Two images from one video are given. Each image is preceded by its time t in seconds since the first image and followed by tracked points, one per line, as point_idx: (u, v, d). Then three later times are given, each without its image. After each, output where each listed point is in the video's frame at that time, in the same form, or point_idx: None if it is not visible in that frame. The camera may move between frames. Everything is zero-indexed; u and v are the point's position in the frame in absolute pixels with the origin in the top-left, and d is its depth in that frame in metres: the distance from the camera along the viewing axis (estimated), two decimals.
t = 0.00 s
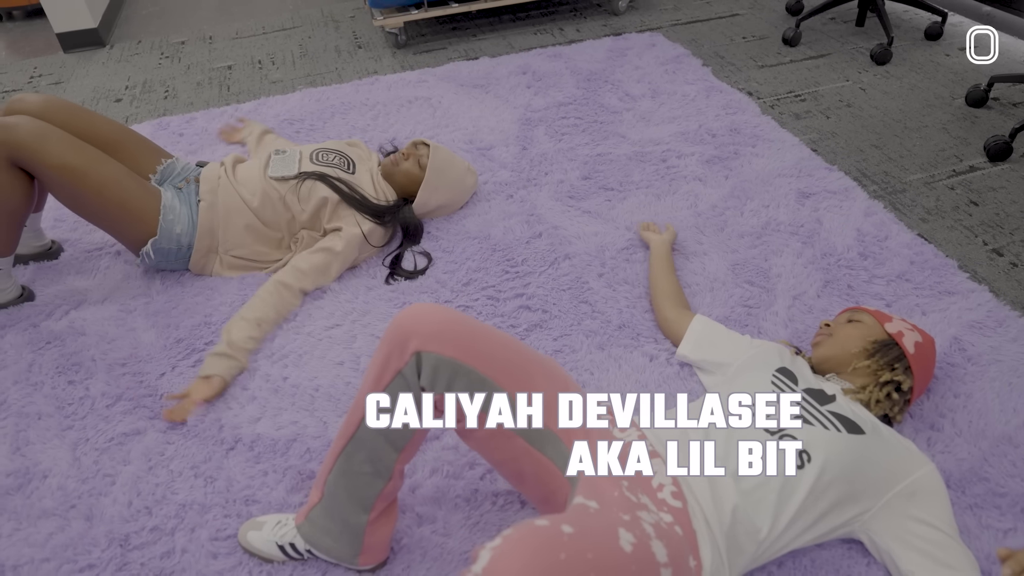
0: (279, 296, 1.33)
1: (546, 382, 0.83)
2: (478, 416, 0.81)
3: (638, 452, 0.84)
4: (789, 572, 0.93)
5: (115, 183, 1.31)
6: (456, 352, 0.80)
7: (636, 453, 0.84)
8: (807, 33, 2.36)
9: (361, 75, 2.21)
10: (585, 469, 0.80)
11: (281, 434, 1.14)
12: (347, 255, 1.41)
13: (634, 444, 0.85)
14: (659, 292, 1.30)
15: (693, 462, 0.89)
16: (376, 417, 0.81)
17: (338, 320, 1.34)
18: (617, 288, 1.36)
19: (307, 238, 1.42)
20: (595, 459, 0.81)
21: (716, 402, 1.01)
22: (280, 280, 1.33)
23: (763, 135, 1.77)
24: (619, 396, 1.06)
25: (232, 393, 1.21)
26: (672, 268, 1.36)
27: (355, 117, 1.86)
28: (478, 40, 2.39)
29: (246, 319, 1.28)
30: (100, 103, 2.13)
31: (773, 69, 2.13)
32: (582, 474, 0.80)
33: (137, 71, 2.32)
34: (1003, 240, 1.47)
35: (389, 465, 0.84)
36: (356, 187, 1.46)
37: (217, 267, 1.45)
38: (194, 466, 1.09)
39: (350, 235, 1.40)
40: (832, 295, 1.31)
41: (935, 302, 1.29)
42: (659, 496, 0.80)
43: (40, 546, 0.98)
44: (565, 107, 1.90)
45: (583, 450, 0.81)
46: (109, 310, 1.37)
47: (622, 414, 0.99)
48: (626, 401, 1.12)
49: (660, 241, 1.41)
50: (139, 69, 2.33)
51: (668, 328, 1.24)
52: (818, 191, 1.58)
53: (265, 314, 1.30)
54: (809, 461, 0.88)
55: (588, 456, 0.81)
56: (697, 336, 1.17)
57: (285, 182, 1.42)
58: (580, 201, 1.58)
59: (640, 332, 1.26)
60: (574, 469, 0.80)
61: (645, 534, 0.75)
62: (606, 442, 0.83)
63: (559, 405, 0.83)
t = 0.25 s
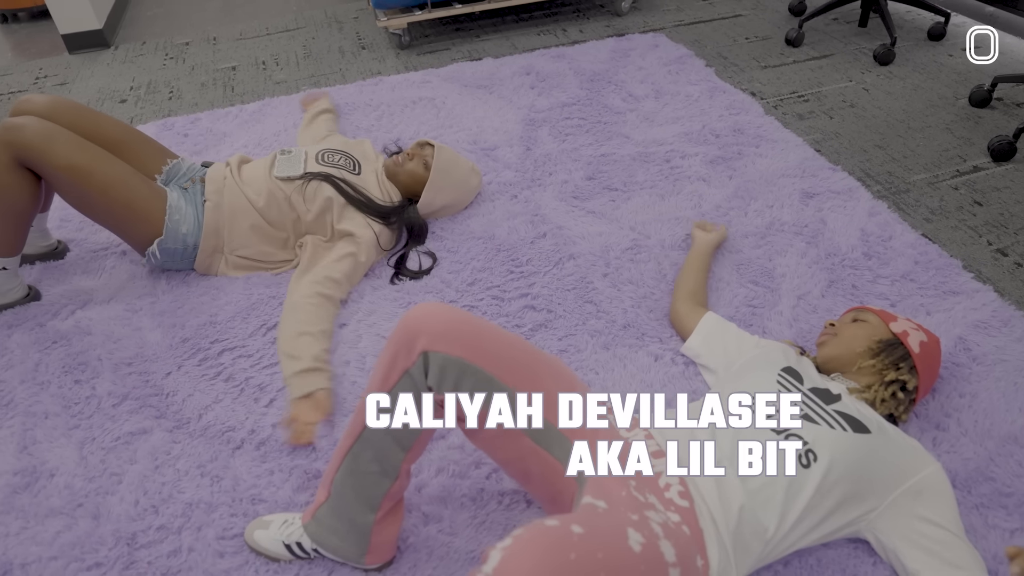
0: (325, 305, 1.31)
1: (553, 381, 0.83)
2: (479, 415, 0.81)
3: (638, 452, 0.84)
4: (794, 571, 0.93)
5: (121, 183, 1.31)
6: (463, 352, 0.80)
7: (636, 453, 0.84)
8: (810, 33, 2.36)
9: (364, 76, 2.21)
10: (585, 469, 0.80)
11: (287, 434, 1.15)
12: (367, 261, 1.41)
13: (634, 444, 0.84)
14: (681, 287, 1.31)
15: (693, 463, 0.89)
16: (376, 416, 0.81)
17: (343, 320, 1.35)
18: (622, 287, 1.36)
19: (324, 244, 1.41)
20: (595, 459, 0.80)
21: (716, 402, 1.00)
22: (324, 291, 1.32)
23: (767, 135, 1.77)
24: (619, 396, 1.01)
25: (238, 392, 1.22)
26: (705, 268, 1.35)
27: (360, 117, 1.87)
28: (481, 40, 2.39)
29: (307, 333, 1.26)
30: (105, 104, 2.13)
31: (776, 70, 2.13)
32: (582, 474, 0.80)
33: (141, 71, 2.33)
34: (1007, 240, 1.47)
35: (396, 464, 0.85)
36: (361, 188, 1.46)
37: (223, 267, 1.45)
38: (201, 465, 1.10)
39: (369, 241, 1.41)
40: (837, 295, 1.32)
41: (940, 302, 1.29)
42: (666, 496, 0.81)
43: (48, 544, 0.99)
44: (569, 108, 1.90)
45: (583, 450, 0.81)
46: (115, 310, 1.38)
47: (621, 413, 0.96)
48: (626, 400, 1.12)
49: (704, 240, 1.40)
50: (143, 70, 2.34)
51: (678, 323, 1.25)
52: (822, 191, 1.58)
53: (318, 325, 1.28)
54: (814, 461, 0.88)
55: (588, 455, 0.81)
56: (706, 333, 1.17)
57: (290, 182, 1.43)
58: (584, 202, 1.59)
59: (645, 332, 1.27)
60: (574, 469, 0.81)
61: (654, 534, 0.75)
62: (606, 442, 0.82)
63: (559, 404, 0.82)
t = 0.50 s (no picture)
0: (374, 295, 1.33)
1: (562, 377, 0.83)
2: (479, 414, 0.82)
3: (638, 452, 0.82)
4: (805, 570, 0.93)
5: (132, 181, 1.32)
6: (474, 347, 0.81)
7: (636, 453, 0.82)
8: (818, 33, 2.36)
9: (373, 75, 2.22)
10: (585, 469, 0.80)
11: (297, 431, 1.15)
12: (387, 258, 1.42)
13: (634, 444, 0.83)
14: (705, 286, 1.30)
15: (698, 460, 0.89)
16: (378, 416, 0.83)
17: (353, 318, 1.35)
18: (631, 286, 1.36)
19: (351, 245, 1.41)
20: (595, 459, 0.79)
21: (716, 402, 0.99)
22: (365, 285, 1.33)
23: (775, 134, 1.77)
24: (619, 398, 0.99)
25: (248, 390, 1.22)
26: (739, 275, 1.33)
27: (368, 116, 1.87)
28: (489, 40, 2.40)
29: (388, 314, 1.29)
30: (115, 103, 2.15)
31: (784, 69, 2.13)
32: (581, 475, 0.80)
33: (150, 71, 2.34)
34: (1018, 240, 1.46)
35: (407, 460, 0.85)
36: (370, 187, 1.46)
37: (232, 265, 1.46)
38: (212, 462, 1.10)
39: (391, 249, 1.43)
40: (846, 294, 1.32)
41: (950, 302, 1.29)
42: (677, 496, 0.81)
43: (60, 540, 0.99)
44: (577, 107, 1.90)
45: (583, 450, 0.80)
46: (126, 307, 1.38)
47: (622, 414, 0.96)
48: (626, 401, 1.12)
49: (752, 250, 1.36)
50: (152, 69, 2.35)
51: (687, 322, 1.25)
52: (831, 190, 1.58)
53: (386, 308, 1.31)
54: (823, 459, 0.88)
55: (587, 456, 0.80)
56: (717, 331, 1.17)
57: (300, 181, 1.43)
58: (592, 201, 1.59)
59: (654, 331, 1.27)
60: (574, 469, 0.80)
61: (669, 535, 0.75)
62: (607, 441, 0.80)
63: (558, 404, 0.81)
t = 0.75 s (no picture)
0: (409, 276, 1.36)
1: (572, 376, 0.84)
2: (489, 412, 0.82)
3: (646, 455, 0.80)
4: (813, 570, 0.93)
5: (142, 180, 1.32)
6: (483, 346, 0.81)
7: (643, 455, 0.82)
8: (826, 32, 2.35)
9: (380, 75, 2.22)
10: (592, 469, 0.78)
11: (306, 430, 1.15)
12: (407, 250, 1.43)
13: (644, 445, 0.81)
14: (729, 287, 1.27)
15: (706, 460, 0.89)
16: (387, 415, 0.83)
17: (361, 318, 1.36)
18: (639, 286, 1.36)
19: (368, 241, 1.41)
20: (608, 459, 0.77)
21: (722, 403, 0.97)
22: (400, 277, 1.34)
23: (782, 134, 1.77)
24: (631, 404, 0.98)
25: (256, 388, 1.23)
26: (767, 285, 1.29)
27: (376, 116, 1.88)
28: (496, 40, 2.40)
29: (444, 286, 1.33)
30: (123, 103, 2.16)
31: (792, 69, 2.13)
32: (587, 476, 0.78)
33: (158, 71, 2.35)
34: None
35: (416, 459, 0.85)
36: (379, 187, 1.47)
37: (240, 264, 1.46)
38: (220, 460, 1.11)
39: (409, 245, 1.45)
40: (855, 294, 1.31)
41: (959, 302, 1.29)
42: (686, 496, 0.81)
43: (70, 537, 1.00)
44: (584, 107, 1.90)
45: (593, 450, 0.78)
46: (135, 306, 1.39)
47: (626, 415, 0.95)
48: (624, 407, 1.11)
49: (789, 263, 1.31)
50: (161, 69, 2.36)
51: (696, 320, 1.25)
52: (838, 190, 1.57)
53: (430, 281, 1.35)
54: (833, 459, 0.88)
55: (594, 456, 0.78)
56: (725, 330, 1.17)
57: (308, 181, 1.43)
58: (600, 200, 1.59)
59: (662, 331, 1.27)
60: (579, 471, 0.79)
61: (680, 536, 0.74)
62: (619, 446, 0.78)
63: (569, 399, 0.82)
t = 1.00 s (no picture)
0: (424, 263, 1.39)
1: (573, 376, 0.84)
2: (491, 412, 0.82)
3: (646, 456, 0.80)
4: (815, 570, 0.93)
5: (143, 180, 1.33)
6: (485, 346, 0.81)
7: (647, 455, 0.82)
8: (827, 33, 2.35)
9: (381, 75, 2.22)
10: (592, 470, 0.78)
11: (307, 430, 1.16)
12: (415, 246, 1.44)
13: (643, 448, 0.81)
14: (737, 292, 1.26)
15: (708, 460, 0.89)
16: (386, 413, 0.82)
17: (362, 317, 1.36)
18: (640, 287, 1.36)
19: (377, 236, 1.42)
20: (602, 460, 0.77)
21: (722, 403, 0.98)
22: (419, 266, 1.35)
23: (783, 135, 1.77)
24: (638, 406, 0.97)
25: (257, 388, 1.23)
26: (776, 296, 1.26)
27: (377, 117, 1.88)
28: (497, 40, 2.40)
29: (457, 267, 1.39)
30: (124, 103, 2.16)
31: (793, 70, 2.13)
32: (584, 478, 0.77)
33: (159, 71, 2.35)
34: None
35: (417, 459, 0.85)
36: (381, 186, 1.47)
37: (242, 265, 1.47)
38: (222, 460, 1.11)
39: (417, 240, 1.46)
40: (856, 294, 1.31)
41: (960, 302, 1.29)
42: (688, 496, 0.81)
43: (72, 537, 1.00)
44: (586, 107, 1.90)
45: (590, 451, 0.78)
46: (136, 307, 1.39)
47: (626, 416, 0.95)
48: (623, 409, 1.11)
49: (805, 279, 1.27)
50: (161, 69, 2.36)
51: (698, 320, 1.25)
52: (840, 191, 1.58)
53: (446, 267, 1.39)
54: (835, 459, 0.88)
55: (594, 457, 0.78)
56: (727, 331, 1.17)
57: (310, 182, 1.44)
58: (601, 201, 1.59)
59: (663, 331, 1.27)
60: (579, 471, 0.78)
61: (682, 535, 0.74)
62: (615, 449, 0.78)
63: (572, 400, 0.82)
